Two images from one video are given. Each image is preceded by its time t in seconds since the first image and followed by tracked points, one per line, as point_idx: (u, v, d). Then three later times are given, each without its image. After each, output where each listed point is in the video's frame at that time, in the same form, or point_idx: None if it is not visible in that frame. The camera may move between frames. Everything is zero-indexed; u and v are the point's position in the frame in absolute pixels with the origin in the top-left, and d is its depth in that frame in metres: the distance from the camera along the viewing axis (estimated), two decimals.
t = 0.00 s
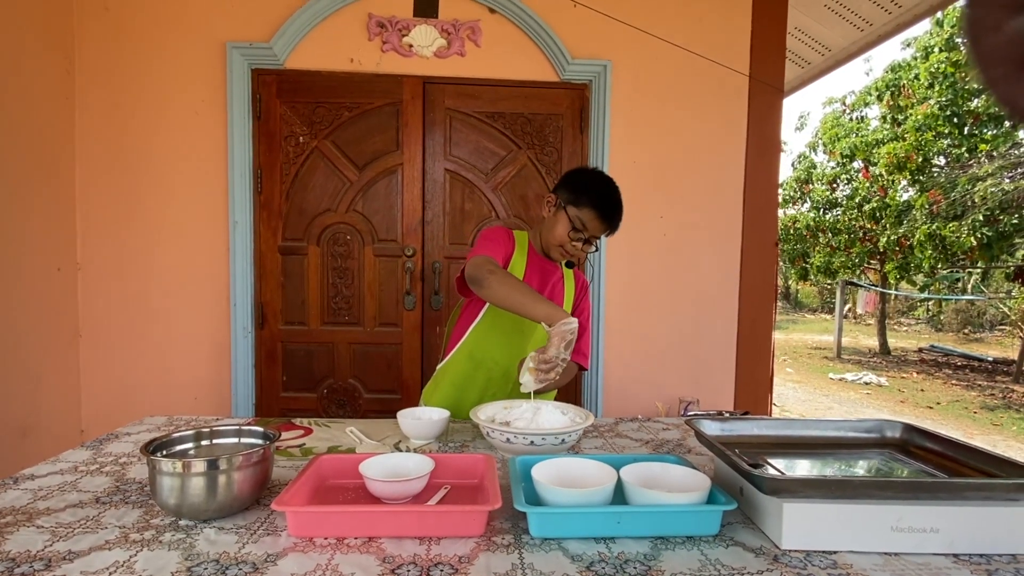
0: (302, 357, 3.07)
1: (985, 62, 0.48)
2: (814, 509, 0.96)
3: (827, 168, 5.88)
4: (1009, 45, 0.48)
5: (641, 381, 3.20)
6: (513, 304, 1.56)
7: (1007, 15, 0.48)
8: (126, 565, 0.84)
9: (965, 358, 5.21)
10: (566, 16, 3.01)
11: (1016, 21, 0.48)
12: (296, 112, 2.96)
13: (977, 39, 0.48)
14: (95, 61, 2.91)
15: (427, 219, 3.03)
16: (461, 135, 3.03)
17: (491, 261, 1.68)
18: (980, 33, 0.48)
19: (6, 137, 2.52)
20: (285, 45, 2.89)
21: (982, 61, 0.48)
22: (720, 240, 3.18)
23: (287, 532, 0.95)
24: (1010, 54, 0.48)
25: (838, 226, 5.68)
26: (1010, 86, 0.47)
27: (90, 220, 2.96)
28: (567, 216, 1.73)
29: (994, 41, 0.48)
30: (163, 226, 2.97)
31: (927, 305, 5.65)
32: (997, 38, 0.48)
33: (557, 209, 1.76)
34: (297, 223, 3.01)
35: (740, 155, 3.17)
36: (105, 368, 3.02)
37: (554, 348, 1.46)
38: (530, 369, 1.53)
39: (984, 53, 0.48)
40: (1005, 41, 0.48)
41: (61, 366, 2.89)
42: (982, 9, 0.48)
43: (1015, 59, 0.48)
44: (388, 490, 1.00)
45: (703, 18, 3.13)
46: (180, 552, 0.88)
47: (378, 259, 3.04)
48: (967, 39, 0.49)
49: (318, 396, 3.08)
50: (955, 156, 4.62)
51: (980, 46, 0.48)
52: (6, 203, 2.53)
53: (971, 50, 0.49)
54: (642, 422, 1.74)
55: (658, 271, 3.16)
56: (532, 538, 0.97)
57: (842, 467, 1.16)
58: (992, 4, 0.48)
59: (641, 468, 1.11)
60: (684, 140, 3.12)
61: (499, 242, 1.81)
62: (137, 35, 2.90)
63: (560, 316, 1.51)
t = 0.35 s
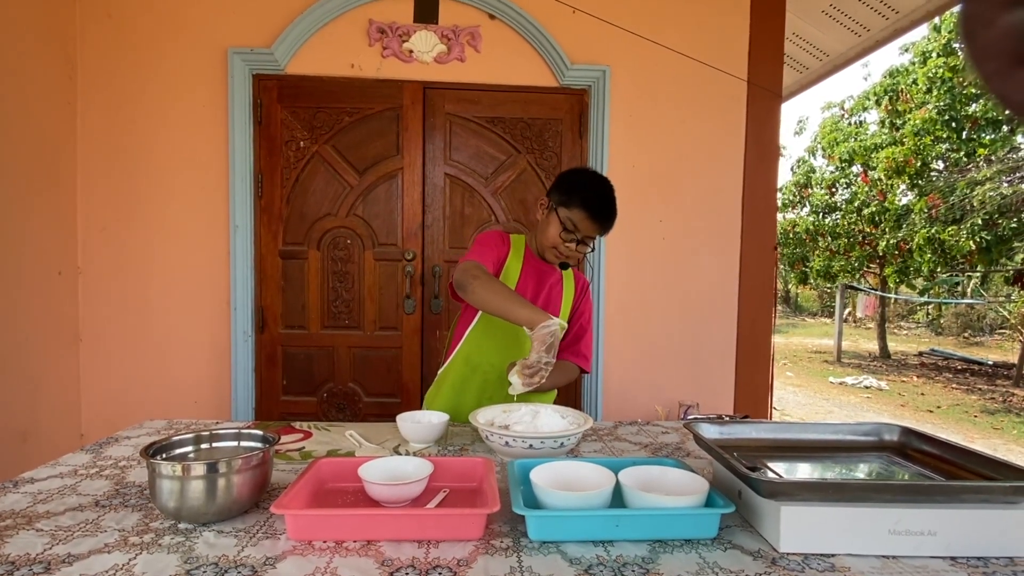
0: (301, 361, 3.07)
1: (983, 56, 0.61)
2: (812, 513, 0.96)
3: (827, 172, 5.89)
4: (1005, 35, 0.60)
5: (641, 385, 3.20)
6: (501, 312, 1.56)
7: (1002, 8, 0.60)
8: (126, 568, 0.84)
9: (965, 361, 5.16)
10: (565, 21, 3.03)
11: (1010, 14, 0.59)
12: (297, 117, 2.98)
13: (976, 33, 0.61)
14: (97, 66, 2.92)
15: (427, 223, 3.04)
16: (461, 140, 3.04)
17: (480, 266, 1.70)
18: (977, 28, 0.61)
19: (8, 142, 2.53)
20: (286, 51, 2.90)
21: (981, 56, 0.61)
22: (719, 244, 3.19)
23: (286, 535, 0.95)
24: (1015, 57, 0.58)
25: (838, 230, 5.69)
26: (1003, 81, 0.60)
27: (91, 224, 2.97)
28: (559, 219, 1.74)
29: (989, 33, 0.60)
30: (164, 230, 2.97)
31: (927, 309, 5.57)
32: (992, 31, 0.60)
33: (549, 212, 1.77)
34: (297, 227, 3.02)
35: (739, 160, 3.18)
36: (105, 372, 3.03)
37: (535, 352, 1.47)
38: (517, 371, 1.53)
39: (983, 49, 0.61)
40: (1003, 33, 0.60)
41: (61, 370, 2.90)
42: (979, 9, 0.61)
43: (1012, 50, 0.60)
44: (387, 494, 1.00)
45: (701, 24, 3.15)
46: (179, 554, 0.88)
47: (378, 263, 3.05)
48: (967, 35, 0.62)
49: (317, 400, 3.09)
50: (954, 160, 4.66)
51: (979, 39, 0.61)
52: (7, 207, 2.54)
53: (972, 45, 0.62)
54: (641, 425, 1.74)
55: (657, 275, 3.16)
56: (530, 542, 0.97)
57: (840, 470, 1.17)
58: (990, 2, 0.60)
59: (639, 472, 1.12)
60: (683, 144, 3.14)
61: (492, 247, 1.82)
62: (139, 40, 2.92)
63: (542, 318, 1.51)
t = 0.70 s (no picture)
0: (317, 346, 3.14)
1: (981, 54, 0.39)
2: (811, 478, 0.99)
3: (845, 165, 5.80)
4: (1004, 40, 0.39)
5: (651, 374, 3.23)
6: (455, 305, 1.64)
7: (1000, 6, 0.39)
8: (158, 518, 0.90)
9: (987, 358, 5.17)
10: (578, 10, 3.04)
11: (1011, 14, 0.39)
12: (313, 107, 3.03)
13: (969, 33, 0.40)
14: (119, 57, 3.00)
15: (440, 212, 3.10)
16: (474, 129, 3.08)
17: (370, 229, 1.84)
18: (972, 30, 0.40)
19: (36, 131, 2.61)
20: (302, 41, 2.95)
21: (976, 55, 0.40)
22: (731, 234, 3.20)
23: (306, 493, 1.01)
24: (1003, 46, 0.39)
25: (856, 224, 5.63)
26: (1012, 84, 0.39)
27: (114, 212, 3.05)
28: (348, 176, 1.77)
29: (986, 35, 0.39)
30: (184, 218, 3.05)
31: (947, 305, 5.55)
32: (990, 32, 0.39)
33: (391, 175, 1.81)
34: (313, 215, 3.08)
35: (752, 149, 3.18)
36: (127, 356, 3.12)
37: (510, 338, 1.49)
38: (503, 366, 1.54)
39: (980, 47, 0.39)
40: (1000, 39, 0.39)
41: (86, 354, 2.99)
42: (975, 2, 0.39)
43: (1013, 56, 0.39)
44: (402, 458, 1.05)
45: (715, 12, 3.15)
46: (207, 508, 0.94)
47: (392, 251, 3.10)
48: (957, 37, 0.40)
49: (333, 385, 3.15)
50: (977, 152, 4.69)
51: (973, 39, 0.40)
52: (35, 195, 2.62)
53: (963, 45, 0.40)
54: (649, 405, 1.78)
55: (668, 264, 3.18)
56: (537, 503, 1.01)
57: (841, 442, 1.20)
58: None
59: (643, 442, 1.15)
60: (696, 133, 3.14)
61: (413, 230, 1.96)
62: (159, 32, 2.99)
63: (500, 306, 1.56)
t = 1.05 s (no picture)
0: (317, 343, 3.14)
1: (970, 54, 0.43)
2: (813, 475, 0.99)
3: (847, 162, 5.74)
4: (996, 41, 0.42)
5: (652, 371, 3.23)
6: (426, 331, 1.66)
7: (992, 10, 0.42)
8: (161, 514, 0.90)
9: (988, 356, 5.15)
10: (580, 6, 3.03)
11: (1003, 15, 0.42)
12: (314, 103, 3.03)
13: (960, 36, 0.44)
14: (120, 54, 2.99)
15: (441, 209, 3.10)
16: (475, 125, 3.07)
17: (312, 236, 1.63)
18: (963, 31, 0.44)
19: (37, 127, 2.61)
20: (303, 37, 2.95)
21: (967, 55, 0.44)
22: (732, 231, 3.20)
23: (308, 490, 1.01)
24: (995, 47, 0.42)
25: (857, 221, 5.60)
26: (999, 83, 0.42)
27: (114, 208, 3.05)
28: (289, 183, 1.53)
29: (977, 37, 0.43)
30: (184, 214, 3.05)
31: (950, 302, 5.42)
32: (980, 34, 0.43)
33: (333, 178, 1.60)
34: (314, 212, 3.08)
35: (754, 146, 3.17)
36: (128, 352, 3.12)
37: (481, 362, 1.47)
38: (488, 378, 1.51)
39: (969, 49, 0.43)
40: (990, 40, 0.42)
41: (86, 350, 2.99)
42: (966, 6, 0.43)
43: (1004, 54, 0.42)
44: (403, 455, 1.05)
45: (717, 9, 3.13)
46: (209, 504, 0.94)
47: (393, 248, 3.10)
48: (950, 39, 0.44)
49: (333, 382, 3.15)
50: (980, 148, 4.69)
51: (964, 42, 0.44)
52: (36, 191, 2.62)
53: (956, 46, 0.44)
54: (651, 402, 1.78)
55: (669, 261, 3.18)
56: (539, 500, 1.01)
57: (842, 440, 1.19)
58: None
59: (645, 439, 1.15)
60: (697, 130, 3.13)
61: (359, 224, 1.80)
62: (160, 27, 2.98)
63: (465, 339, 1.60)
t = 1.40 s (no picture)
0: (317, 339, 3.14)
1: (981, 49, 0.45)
2: (813, 471, 0.99)
3: (849, 158, 5.73)
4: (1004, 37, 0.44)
5: (653, 368, 3.22)
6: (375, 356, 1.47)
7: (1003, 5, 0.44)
8: (159, 508, 0.90)
9: (989, 353, 5.09)
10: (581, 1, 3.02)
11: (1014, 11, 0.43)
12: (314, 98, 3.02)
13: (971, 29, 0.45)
14: (120, 49, 2.99)
15: (442, 205, 3.09)
16: (476, 121, 3.07)
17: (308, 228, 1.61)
18: (974, 26, 0.45)
19: (37, 122, 2.61)
20: (303, 31, 2.94)
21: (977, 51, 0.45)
22: (733, 227, 3.19)
23: (307, 485, 1.00)
24: (1006, 42, 0.44)
25: (860, 218, 5.57)
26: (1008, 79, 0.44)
27: (114, 204, 3.05)
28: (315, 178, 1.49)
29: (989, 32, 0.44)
30: (184, 210, 3.04)
31: (951, 299, 5.37)
32: (993, 29, 0.44)
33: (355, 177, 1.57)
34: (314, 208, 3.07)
35: (756, 141, 3.16)
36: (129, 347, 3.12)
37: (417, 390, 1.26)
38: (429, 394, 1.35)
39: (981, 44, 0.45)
40: (1002, 35, 0.44)
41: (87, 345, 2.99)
42: None
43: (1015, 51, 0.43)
44: (403, 450, 1.04)
45: (719, 3, 3.12)
46: (208, 499, 0.94)
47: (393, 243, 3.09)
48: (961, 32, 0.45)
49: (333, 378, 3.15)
50: (983, 145, 4.67)
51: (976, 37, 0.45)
52: (37, 186, 2.62)
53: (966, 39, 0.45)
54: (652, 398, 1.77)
55: (670, 257, 3.17)
56: (538, 496, 1.01)
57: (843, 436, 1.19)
58: None
59: (644, 435, 1.15)
60: (699, 125, 3.12)
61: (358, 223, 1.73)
62: (160, 23, 2.97)
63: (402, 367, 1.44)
